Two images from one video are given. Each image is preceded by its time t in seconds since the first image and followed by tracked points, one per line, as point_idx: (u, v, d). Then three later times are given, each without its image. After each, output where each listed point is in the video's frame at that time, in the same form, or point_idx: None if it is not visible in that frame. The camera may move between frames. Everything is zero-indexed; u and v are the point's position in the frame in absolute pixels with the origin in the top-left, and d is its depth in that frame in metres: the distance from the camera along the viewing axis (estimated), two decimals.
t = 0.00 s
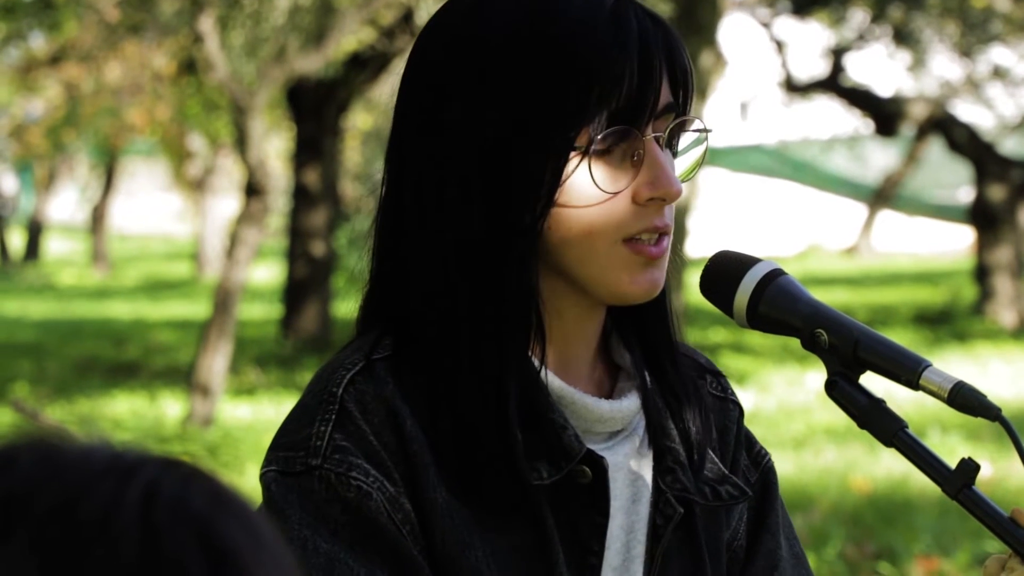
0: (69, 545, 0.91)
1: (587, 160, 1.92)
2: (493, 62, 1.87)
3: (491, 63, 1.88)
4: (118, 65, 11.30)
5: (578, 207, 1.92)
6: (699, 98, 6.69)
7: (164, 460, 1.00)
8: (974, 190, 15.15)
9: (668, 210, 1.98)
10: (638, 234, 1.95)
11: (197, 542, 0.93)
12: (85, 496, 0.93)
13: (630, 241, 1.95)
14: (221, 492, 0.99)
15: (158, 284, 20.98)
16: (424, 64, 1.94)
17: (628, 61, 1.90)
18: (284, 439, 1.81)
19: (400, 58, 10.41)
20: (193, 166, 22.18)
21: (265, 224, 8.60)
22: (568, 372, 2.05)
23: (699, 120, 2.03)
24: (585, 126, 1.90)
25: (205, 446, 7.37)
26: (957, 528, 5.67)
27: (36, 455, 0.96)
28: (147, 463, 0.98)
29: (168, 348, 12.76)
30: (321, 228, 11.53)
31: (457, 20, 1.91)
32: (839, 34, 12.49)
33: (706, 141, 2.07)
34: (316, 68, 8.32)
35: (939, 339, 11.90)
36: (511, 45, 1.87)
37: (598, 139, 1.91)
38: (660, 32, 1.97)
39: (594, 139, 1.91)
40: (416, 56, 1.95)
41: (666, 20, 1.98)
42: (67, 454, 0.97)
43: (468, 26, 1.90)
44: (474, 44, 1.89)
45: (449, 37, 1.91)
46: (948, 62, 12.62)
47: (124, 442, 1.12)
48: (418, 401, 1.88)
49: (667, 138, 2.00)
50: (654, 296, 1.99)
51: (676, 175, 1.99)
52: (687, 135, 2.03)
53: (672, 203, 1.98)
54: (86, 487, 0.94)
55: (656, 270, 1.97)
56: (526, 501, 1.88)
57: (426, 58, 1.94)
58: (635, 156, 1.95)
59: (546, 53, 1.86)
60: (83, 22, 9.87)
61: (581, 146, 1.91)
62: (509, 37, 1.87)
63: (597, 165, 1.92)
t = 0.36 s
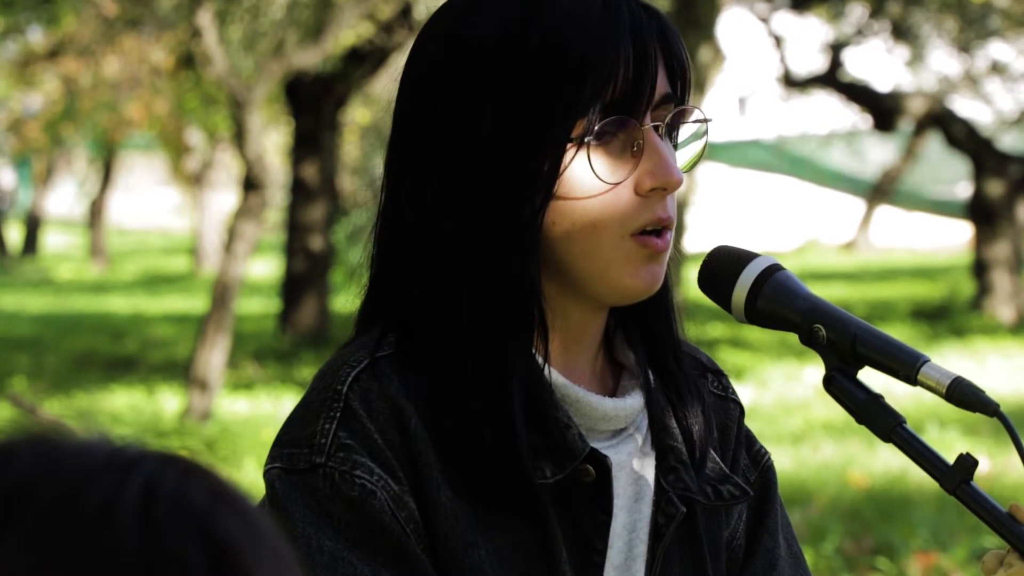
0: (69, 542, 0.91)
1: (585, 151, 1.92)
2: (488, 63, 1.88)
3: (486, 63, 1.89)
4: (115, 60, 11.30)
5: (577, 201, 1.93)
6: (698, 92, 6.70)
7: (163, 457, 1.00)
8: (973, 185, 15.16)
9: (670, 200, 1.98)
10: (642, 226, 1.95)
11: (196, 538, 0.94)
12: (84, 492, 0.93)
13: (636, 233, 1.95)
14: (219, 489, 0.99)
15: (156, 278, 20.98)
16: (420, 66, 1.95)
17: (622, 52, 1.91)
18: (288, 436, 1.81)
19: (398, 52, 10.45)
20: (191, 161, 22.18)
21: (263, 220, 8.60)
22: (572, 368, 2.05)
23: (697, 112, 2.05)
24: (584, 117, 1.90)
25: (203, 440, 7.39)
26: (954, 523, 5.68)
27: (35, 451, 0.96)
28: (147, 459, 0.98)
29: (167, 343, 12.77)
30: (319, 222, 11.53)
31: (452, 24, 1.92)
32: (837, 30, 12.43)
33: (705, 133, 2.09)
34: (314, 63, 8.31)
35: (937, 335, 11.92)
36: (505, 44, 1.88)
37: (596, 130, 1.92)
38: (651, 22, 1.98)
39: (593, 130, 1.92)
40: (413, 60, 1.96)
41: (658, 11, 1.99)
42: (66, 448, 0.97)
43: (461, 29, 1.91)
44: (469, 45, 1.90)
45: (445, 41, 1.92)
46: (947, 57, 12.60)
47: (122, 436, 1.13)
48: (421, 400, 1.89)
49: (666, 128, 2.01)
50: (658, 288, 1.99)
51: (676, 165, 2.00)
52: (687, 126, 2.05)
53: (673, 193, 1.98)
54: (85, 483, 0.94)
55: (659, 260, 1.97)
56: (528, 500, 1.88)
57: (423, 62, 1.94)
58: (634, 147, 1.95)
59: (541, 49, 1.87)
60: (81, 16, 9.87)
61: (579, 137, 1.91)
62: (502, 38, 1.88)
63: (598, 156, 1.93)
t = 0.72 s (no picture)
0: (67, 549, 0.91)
1: (579, 158, 1.91)
2: (482, 70, 1.88)
3: (480, 70, 1.88)
4: (112, 67, 11.30)
5: (570, 208, 1.92)
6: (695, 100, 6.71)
7: (161, 464, 1.00)
8: (969, 193, 15.18)
9: (665, 205, 1.98)
10: (636, 231, 1.95)
11: (195, 546, 0.93)
12: (82, 500, 0.93)
13: (630, 239, 1.95)
14: (219, 497, 0.99)
15: (152, 286, 20.96)
16: (415, 75, 1.95)
17: (617, 58, 1.91)
18: (284, 445, 1.81)
19: (395, 61, 10.44)
20: (188, 169, 22.17)
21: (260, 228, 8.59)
22: (566, 377, 2.04)
23: (692, 118, 2.05)
24: (577, 124, 1.90)
25: (200, 449, 7.38)
26: (950, 531, 5.68)
27: (32, 458, 0.96)
28: (143, 469, 0.97)
29: (163, 351, 12.75)
30: (316, 230, 11.51)
31: (447, 32, 1.92)
32: (834, 37, 12.43)
33: (700, 140, 2.09)
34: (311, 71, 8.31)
35: (934, 342, 11.92)
36: (499, 51, 1.88)
37: (590, 136, 1.91)
38: (647, 28, 1.98)
39: (586, 135, 1.91)
40: (407, 70, 1.96)
41: (655, 18, 1.99)
42: (63, 456, 0.97)
43: (454, 37, 1.91)
44: (463, 52, 1.90)
45: (440, 49, 1.92)
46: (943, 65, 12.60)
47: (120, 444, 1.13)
48: (417, 410, 1.88)
49: (661, 133, 2.00)
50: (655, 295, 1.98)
51: (672, 170, 2.00)
52: (682, 133, 2.04)
53: (669, 196, 1.98)
54: (82, 491, 0.94)
55: (655, 268, 1.96)
56: (524, 510, 1.88)
57: (418, 70, 1.94)
58: (629, 152, 1.95)
59: (534, 55, 1.87)
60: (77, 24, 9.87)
61: (572, 142, 1.91)
62: (496, 45, 1.88)
63: (593, 161, 1.92)
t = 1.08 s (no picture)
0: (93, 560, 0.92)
1: (601, 170, 1.93)
2: (502, 85, 1.90)
3: (502, 85, 1.90)
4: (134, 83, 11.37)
5: (591, 222, 1.93)
6: (715, 114, 6.72)
7: (185, 479, 1.01)
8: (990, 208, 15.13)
9: (686, 217, 1.99)
10: (657, 243, 1.95)
11: (218, 563, 0.94)
12: (109, 514, 0.94)
13: (651, 252, 1.96)
14: (243, 512, 1.00)
15: (173, 302, 21.05)
16: (436, 94, 1.97)
17: (638, 71, 1.93)
18: (306, 460, 1.82)
19: (414, 76, 10.46)
20: (209, 185, 22.28)
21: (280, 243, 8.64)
22: (586, 392, 2.05)
23: (714, 130, 2.06)
24: (599, 137, 1.92)
25: (220, 463, 7.41)
26: (973, 547, 5.66)
27: (59, 474, 0.97)
28: (168, 484, 0.99)
29: (184, 366, 12.80)
30: (337, 245, 11.56)
31: (469, 50, 1.94)
32: (855, 53, 12.52)
33: (721, 155, 2.10)
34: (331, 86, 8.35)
35: (955, 358, 11.89)
36: (520, 69, 1.89)
37: (612, 149, 1.92)
38: (668, 41, 1.99)
39: (605, 148, 1.93)
40: (429, 87, 1.98)
41: (676, 31, 2.01)
42: (88, 472, 0.98)
43: (475, 54, 1.93)
44: (485, 69, 1.92)
45: (462, 66, 1.94)
46: (964, 80, 12.43)
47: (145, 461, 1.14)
48: (437, 423, 1.89)
49: (683, 146, 2.01)
50: (676, 309, 1.99)
51: (694, 182, 2.01)
52: (704, 146, 2.05)
53: (691, 209, 1.99)
54: (109, 506, 0.95)
55: (676, 281, 1.97)
56: (545, 524, 1.88)
57: (439, 88, 1.96)
58: (650, 164, 1.96)
59: (554, 69, 1.88)
60: (99, 41, 9.94)
61: (594, 156, 1.92)
62: (516, 63, 1.90)
63: (614, 175, 1.93)
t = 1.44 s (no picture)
0: (99, 557, 0.93)
1: (610, 168, 1.92)
2: (513, 82, 1.89)
3: (511, 82, 1.90)
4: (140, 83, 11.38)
5: (597, 219, 1.93)
6: (723, 112, 6.71)
7: (191, 476, 1.01)
8: (997, 208, 15.09)
9: (696, 214, 1.99)
10: (665, 239, 1.95)
11: (225, 560, 0.94)
12: (114, 511, 0.94)
13: (658, 248, 1.96)
14: (249, 508, 1.00)
15: (179, 301, 21.08)
16: (446, 92, 1.97)
17: (648, 69, 1.92)
18: (310, 457, 1.82)
19: (421, 76, 10.47)
20: (215, 184, 22.30)
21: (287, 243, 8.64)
22: (589, 391, 2.05)
23: (724, 129, 2.06)
24: (607, 135, 1.92)
25: (227, 462, 7.43)
26: (979, 546, 5.65)
27: (64, 471, 0.98)
28: (174, 479, 0.99)
29: (190, 365, 12.80)
30: (343, 244, 11.56)
31: (479, 48, 1.94)
32: (861, 52, 12.45)
33: (730, 153, 2.10)
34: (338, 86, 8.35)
35: (961, 358, 11.87)
36: (529, 68, 1.89)
37: (621, 147, 1.92)
38: (679, 39, 1.99)
39: (613, 144, 1.93)
40: (439, 85, 1.98)
41: (687, 30, 2.00)
42: (94, 468, 0.98)
43: (484, 53, 1.93)
44: (498, 66, 1.91)
45: (471, 63, 1.94)
46: (971, 80, 12.45)
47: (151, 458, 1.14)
48: (443, 422, 1.89)
49: (692, 143, 2.01)
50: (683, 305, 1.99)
51: (703, 180, 2.00)
52: (712, 147, 2.06)
53: (699, 206, 1.99)
54: (114, 503, 0.95)
55: (683, 279, 1.96)
56: (549, 522, 1.89)
57: (449, 86, 1.96)
58: (660, 160, 1.95)
59: (564, 67, 1.88)
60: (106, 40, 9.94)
61: (603, 153, 1.92)
62: (526, 62, 1.89)
63: (622, 173, 1.93)
